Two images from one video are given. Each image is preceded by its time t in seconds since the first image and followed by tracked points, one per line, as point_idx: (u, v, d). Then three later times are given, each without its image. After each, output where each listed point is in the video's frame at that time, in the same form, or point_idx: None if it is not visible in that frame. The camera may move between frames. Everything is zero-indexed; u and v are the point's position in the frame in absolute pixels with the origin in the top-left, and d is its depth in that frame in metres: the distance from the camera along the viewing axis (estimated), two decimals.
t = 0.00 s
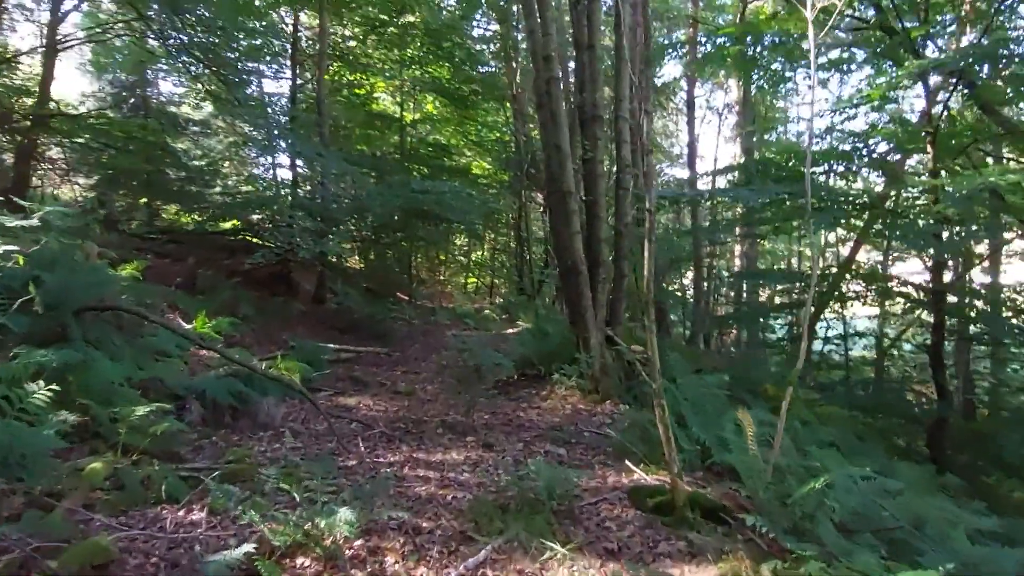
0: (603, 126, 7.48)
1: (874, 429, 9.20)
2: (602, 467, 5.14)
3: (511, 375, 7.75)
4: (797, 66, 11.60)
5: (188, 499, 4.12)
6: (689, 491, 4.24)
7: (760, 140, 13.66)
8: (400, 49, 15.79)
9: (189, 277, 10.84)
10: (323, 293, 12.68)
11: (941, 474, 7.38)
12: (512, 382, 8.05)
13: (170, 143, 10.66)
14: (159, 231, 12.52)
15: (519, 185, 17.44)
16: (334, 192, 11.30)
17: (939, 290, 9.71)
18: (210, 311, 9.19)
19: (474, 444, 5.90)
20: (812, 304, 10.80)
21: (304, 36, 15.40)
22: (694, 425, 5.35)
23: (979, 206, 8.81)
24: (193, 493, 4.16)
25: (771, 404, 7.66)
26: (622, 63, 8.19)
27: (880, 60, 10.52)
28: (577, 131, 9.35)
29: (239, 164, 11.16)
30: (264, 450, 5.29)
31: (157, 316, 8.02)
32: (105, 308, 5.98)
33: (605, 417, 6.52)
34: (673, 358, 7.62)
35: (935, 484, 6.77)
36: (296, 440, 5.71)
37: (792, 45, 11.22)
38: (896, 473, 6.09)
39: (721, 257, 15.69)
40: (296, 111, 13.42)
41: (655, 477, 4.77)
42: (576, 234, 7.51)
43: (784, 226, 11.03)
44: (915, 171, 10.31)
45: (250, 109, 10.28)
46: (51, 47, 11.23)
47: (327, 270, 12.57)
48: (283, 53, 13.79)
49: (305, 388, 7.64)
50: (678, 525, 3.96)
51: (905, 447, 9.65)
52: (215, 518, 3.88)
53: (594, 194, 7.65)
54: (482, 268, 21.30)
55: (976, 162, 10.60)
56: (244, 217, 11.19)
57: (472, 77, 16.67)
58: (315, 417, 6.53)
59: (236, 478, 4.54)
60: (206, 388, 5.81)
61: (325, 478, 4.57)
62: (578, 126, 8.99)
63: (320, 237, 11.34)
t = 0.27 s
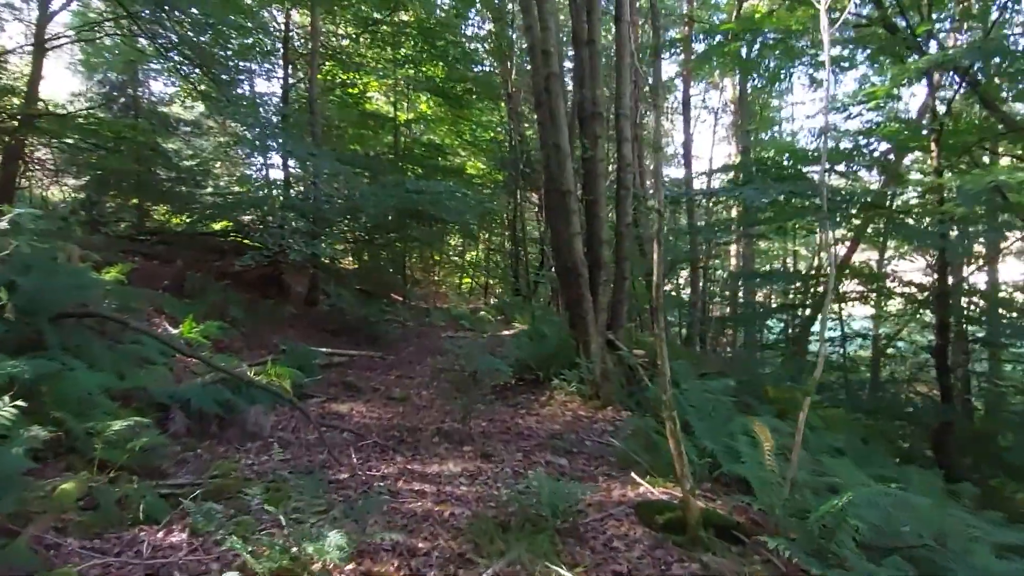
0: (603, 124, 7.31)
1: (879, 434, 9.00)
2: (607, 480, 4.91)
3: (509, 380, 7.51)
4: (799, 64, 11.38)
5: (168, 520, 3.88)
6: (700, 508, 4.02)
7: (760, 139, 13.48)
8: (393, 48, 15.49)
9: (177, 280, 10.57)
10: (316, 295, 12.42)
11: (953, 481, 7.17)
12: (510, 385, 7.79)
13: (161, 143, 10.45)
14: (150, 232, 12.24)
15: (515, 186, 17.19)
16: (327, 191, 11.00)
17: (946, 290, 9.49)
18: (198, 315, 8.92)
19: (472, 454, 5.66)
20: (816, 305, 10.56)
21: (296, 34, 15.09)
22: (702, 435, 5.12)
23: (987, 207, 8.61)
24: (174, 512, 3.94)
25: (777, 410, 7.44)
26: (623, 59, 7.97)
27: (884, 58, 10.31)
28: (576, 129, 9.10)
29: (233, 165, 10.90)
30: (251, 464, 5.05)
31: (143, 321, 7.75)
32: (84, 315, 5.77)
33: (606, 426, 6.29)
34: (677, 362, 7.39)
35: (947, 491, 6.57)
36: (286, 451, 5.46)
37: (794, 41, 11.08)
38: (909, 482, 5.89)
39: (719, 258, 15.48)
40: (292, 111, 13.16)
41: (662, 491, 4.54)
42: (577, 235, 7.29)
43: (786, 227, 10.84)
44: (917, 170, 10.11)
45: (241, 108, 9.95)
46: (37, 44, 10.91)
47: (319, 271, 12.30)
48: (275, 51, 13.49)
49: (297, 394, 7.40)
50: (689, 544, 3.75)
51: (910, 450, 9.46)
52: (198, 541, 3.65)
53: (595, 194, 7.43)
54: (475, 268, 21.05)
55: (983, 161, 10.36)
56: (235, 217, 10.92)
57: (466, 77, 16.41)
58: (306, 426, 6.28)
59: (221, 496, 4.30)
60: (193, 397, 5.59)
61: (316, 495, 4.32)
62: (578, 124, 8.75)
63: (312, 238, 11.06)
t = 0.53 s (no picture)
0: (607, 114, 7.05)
1: (892, 433, 8.72)
2: (616, 486, 4.63)
3: (511, 380, 7.22)
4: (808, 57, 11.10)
5: (145, 530, 3.59)
6: (718, 516, 3.73)
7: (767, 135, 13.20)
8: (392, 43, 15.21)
9: (168, 277, 10.29)
10: (312, 293, 12.13)
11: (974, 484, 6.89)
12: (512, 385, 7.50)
13: (157, 141, 10.19)
14: (143, 230, 11.98)
15: (516, 182, 16.92)
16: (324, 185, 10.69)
17: (961, 286, 9.17)
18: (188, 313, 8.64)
19: (473, 458, 5.38)
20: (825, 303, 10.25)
21: (293, 29, 14.81)
22: (716, 437, 4.83)
23: (1004, 201, 8.31)
24: (151, 522, 3.65)
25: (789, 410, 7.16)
26: (629, 47, 7.68)
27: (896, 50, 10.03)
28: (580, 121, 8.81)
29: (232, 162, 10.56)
30: (238, 469, 4.77)
31: (130, 318, 7.47)
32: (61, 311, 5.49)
33: (613, 427, 6.00)
34: (687, 361, 7.07)
35: (971, 495, 6.26)
36: (276, 455, 5.16)
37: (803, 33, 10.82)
38: (932, 485, 5.60)
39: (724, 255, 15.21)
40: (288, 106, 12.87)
41: (676, 498, 4.25)
42: (581, 228, 7.00)
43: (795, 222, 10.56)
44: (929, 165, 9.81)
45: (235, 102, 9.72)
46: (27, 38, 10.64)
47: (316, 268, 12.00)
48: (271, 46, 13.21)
49: (291, 395, 7.12)
50: (708, 557, 3.47)
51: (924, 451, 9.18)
52: (176, 554, 3.37)
53: (600, 186, 7.15)
54: (476, 266, 20.77)
55: (997, 155, 10.09)
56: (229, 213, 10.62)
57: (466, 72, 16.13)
58: (299, 427, 6.00)
59: (204, 503, 4.02)
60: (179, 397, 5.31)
61: (305, 504, 4.03)
62: (582, 115, 8.47)
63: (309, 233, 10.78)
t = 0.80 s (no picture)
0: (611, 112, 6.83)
1: (904, 440, 8.42)
2: (624, 505, 4.34)
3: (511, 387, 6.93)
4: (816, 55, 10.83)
5: (116, 558, 3.31)
6: (737, 542, 3.45)
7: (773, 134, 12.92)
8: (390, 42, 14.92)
9: (158, 278, 10.01)
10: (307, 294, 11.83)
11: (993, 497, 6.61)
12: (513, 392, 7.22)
13: (152, 140, 10.07)
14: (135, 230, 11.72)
15: (516, 183, 16.65)
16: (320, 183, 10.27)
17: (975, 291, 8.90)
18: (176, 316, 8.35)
19: (471, 472, 5.09)
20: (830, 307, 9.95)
21: (288, 26, 14.52)
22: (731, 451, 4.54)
23: None
24: (123, 549, 3.37)
25: (801, 419, 6.87)
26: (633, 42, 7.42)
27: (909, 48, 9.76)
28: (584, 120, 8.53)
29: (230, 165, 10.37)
30: (221, 485, 4.48)
31: (115, 322, 7.18)
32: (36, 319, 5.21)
33: (618, 439, 5.72)
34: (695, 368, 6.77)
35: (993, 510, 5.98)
36: (264, 470, 4.87)
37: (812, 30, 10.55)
38: (955, 501, 5.32)
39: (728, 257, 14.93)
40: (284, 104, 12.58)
41: (690, 520, 3.97)
42: (585, 229, 6.73)
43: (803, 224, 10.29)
44: (941, 166, 9.45)
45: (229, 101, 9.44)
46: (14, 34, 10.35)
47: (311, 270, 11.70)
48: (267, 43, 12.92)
49: (282, 403, 6.83)
50: None
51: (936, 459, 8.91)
52: None
53: (604, 186, 6.90)
54: (475, 267, 20.49)
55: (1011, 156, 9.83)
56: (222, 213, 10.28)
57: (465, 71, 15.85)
58: (289, 438, 5.71)
59: (181, 527, 3.73)
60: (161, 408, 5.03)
61: (291, 525, 3.74)
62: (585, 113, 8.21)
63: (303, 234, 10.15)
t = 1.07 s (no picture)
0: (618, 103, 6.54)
1: (917, 444, 8.17)
2: (635, 518, 4.08)
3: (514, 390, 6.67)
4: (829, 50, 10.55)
5: None
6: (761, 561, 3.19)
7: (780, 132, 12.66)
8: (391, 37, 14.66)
9: (150, 275, 9.76)
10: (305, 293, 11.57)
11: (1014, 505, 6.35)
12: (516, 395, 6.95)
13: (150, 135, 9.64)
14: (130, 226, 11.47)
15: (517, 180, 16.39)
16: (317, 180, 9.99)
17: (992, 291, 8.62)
18: (168, 315, 8.10)
19: (473, 480, 4.83)
20: (839, 307, 9.70)
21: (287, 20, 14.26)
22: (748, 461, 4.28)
23: None
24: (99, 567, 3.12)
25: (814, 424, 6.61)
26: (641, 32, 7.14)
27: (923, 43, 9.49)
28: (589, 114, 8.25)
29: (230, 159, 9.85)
30: (206, 495, 4.23)
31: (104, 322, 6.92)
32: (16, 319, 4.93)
33: (626, 445, 5.46)
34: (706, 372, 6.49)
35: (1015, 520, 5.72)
36: (253, 478, 4.62)
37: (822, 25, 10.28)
38: (979, 512, 5.07)
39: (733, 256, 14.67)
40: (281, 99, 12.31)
41: (708, 536, 3.70)
42: (590, 225, 6.45)
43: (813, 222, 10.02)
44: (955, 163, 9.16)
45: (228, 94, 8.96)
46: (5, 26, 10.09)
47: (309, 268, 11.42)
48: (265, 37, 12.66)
49: (275, 405, 6.57)
50: None
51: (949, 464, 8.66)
52: None
53: (610, 181, 6.62)
54: (475, 265, 20.23)
55: None
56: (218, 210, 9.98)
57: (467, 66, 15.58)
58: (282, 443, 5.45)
59: (161, 544, 3.48)
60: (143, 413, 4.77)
61: (278, 540, 3.49)
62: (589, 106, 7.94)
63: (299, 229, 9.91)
